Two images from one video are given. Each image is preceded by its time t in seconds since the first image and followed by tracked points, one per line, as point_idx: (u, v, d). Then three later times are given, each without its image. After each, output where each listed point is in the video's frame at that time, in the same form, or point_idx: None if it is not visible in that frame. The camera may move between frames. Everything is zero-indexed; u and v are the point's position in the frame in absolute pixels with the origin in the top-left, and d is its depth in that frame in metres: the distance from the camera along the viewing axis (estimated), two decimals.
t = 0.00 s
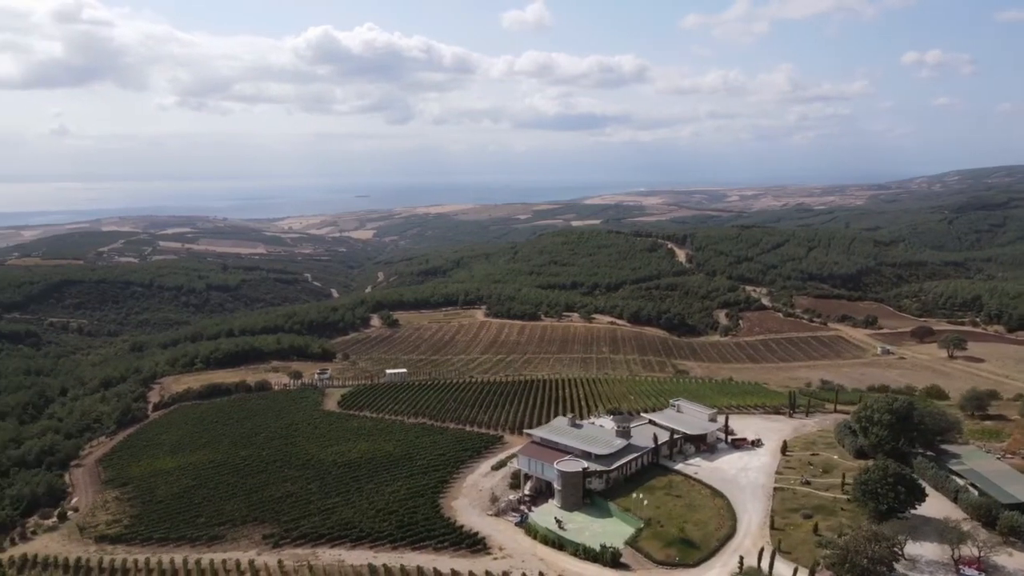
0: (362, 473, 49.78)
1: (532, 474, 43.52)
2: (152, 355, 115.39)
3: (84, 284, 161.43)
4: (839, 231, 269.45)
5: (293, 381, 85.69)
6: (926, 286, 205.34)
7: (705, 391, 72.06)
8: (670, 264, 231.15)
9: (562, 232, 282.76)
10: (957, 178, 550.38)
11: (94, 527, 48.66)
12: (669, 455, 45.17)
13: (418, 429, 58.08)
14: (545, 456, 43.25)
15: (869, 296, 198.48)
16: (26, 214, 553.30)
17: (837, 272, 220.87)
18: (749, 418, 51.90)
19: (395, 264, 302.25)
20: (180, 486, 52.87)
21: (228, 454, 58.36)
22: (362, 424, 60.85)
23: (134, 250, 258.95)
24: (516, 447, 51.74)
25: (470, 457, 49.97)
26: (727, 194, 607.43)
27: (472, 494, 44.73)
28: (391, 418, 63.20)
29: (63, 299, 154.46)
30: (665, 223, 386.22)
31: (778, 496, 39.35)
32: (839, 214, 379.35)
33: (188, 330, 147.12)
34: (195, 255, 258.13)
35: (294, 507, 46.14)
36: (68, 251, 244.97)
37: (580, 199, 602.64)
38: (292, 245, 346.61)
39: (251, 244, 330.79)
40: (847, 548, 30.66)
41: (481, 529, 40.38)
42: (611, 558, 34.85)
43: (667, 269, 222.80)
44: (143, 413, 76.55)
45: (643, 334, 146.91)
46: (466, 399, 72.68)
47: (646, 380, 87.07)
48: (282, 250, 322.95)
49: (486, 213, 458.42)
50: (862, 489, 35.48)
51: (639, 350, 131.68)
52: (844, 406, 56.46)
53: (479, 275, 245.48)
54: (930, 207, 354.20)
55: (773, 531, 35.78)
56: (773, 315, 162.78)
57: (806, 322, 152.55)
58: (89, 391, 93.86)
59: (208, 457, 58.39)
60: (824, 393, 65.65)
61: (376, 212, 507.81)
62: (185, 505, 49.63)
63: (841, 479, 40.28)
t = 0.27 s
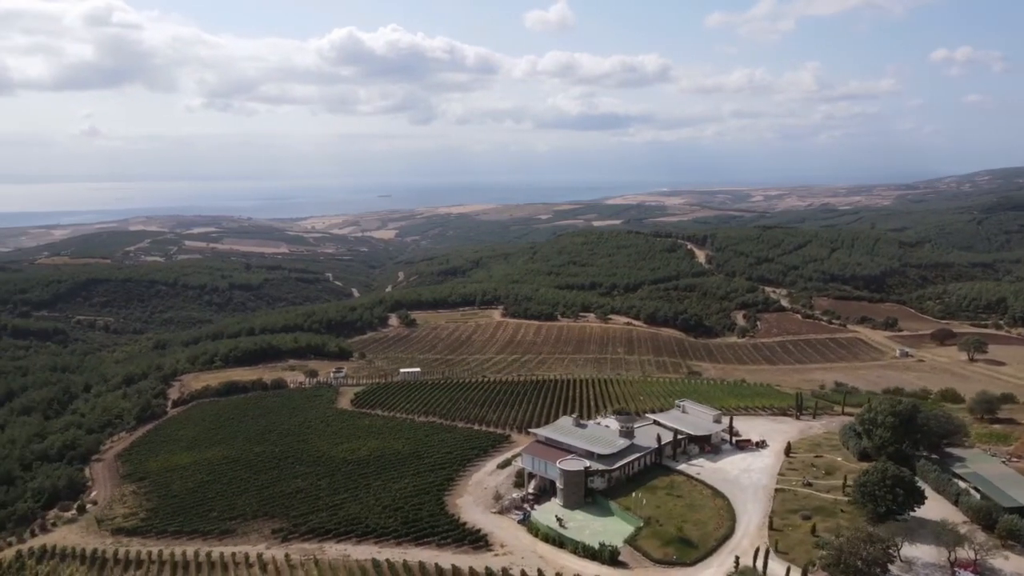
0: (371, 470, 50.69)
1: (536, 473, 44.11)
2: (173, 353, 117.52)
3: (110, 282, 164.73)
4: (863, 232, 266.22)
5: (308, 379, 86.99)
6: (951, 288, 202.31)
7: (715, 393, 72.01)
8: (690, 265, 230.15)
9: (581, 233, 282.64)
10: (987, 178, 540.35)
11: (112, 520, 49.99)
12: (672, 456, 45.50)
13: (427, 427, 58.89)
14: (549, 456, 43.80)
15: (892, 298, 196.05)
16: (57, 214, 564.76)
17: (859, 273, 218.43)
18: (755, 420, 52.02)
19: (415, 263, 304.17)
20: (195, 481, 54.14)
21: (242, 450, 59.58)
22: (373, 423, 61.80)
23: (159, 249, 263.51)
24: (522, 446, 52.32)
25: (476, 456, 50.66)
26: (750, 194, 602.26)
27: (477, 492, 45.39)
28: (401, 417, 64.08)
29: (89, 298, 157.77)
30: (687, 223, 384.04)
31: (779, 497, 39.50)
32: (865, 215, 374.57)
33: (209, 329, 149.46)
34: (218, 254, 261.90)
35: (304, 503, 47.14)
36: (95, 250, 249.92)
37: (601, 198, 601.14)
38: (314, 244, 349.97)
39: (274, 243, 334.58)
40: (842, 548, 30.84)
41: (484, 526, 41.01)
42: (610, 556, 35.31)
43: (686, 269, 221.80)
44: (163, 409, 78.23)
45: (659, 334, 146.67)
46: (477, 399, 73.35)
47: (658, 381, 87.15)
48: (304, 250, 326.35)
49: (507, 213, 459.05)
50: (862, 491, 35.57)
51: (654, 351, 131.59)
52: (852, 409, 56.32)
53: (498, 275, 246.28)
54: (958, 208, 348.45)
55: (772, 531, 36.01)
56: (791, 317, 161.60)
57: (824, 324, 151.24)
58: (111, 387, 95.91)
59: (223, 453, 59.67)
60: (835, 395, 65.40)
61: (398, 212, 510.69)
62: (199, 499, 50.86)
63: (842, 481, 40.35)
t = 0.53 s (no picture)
0: (376, 467, 51.60)
1: (535, 472, 44.72)
2: (191, 351, 119.50)
3: (133, 281, 167.60)
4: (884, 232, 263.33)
5: (321, 378, 88.25)
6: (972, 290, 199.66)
7: (722, 394, 72.15)
8: (706, 265, 229.35)
9: (598, 233, 282.54)
10: (1015, 178, 531.41)
11: (125, 513, 51.37)
12: (672, 455, 45.91)
13: (433, 425, 59.74)
14: (548, 454, 44.39)
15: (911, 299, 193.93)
16: (84, 213, 574.44)
17: (879, 275, 216.21)
18: (758, 421, 52.23)
19: (434, 263, 305.78)
20: (206, 476, 55.38)
21: (253, 447, 60.82)
22: (381, 421, 62.79)
23: (182, 249, 267.45)
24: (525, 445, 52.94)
25: (480, 454, 51.41)
26: (772, 194, 597.52)
27: (478, 490, 46.09)
28: (408, 415, 65.03)
29: (112, 296, 160.75)
30: (706, 224, 381.91)
31: (776, 498, 39.76)
32: (888, 215, 370.23)
33: (228, 327, 151.61)
34: (239, 254, 265.18)
35: (310, 498, 48.14)
36: (119, 250, 254.21)
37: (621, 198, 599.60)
38: (334, 244, 352.92)
39: (295, 243, 337.95)
40: (831, 549, 31.11)
41: (483, 523, 41.68)
42: (604, 554, 35.79)
43: (703, 270, 220.99)
44: (178, 405, 79.77)
45: (673, 335, 146.58)
46: (484, 397, 74.13)
47: (667, 382, 87.34)
48: (324, 249, 329.40)
49: (526, 213, 459.62)
50: (856, 492, 35.76)
51: (666, 352, 131.57)
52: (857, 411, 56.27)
53: (515, 275, 247.00)
54: (983, 208, 343.18)
55: (766, 531, 36.32)
56: (807, 318, 160.58)
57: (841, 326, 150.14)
58: (130, 384, 97.93)
59: (234, 449, 60.91)
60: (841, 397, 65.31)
61: (419, 212, 513.14)
62: (209, 494, 52.08)
63: (839, 482, 40.55)
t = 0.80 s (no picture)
0: (381, 464, 52.51)
1: (535, 469, 45.39)
2: (209, 350, 121.51)
3: (155, 281, 170.28)
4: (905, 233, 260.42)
5: (332, 377, 89.49)
6: (994, 291, 197.01)
7: (729, 395, 72.30)
8: (723, 266, 228.43)
9: (615, 233, 282.26)
10: None
11: (137, 506, 52.76)
12: (670, 455, 46.33)
13: (439, 424, 60.57)
14: (548, 453, 45.05)
15: (931, 300, 191.74)
16: (110, 213, 583.28)
17: (899, 276, 214.00)
18: (759, 422, 52.46)
19: (451, 263, 307.24)
20: (216, 472, 56.65)
21: (263, 443, 62.04)
22: (389, 419, 63.76)
23: (204, 248, 271.19)
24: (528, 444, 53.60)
25: (482, 452, 52.14)
26: (793, 194, 592.52)
27: (479, 487, 46.84)
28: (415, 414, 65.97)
29: (134, 295, 163.61)
30: (726, 224, 379.51)
31: (771, 498, 40.06)
32: (912, 215, 365.70)
33: (246, 326, 153.72)
34: (260, 254, 268.16)
35: (314, 494, 49.13)
36: (142, 249, 258.35)
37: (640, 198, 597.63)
38: (353, 244, 355.66)
39: (314, 243, 340.95)
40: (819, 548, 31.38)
41: (482, 520, 42.38)
42: (597, 551, 36.33)
43: (719, 271, 220.10)
44: (193, 402, 81.34)
45: (686, 336, 146.43)
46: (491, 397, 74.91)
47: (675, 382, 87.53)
48: (343, 249, 332.21)
49: (545, 213, 459.76)
50: (850, 492, 35.97)
51: (678, 353, 131.52)
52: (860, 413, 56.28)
53: (531, 276, 247.58)
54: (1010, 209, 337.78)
55: (758, 530, 36.68)
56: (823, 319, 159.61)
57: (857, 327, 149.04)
58: (148, 381, 99.87)
59: (244, 445, 62.17)
60: (846, 398, 65.28)
61: (438, 212, 515.27)
62: (218, 489, 53.31)
63: (835, 484, 40.75)
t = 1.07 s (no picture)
0: (385, 461, 53.41)
1: (535, 468, 46.06)
2: (226, 347, 123.45)
3: (176, 280, 173.11)
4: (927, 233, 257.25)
5: (344, 375, 90.69)
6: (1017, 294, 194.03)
7: (735, 395, 72.34)
8: (740, 267, 227.23)
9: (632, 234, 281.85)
10: None
11: (149, 500, 54.13)
12: (670, 455, 46.73)
13: (445, 423, 61.38)
14: (547, 452, 45.67)
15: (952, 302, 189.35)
16: (135, 212, 592.28)
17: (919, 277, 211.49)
18: (760, 423, 52.67)
19: (469, 263, 308.50)
20: (226, 467, 57.93)
21: (273, 440, 63.25)
22: (396, 417, 64.72)
23: (225, 248, 274.77)
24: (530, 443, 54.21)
25: (485, 451, 52.87)
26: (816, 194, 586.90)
27: (480, 485, 47.54)
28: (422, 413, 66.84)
29: (155, 294, 166.40)
30: (746, 225, 376.97)
31: (767, 498, 40.39)
32: (936, 215, 360.83)
33: (263, 325, 155.77)
34: (280, 253, 270.94)
35: (319, 490, 50.15)
36: (165, 248, 262.31)
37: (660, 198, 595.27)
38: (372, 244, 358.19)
39: (334, 243, 343.92)
40: (808, 547, 31.67)
41: (481, 517, 43.08)
42: (592, 548, 36.89)
43: (736, 272, 219.07)
44: (208, 399, 82.89)
45: (700, 337, 146.17)
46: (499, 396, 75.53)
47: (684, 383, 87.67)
48: (363, 249, 334.81)
49: (564, 214, 459.49)
50: (843, 494, 36.18)
51: (691, 354, 131.42)
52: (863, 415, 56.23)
53: (547, 276, 248.03)
54: None
55: (751, 529, 37.04)
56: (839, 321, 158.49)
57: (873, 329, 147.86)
58: (165, 378, 101.78)
59: (255, 442, 63.43)
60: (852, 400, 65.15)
61: (457, 212, 517.05)
62: (227, 484, 54.53)
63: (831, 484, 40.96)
